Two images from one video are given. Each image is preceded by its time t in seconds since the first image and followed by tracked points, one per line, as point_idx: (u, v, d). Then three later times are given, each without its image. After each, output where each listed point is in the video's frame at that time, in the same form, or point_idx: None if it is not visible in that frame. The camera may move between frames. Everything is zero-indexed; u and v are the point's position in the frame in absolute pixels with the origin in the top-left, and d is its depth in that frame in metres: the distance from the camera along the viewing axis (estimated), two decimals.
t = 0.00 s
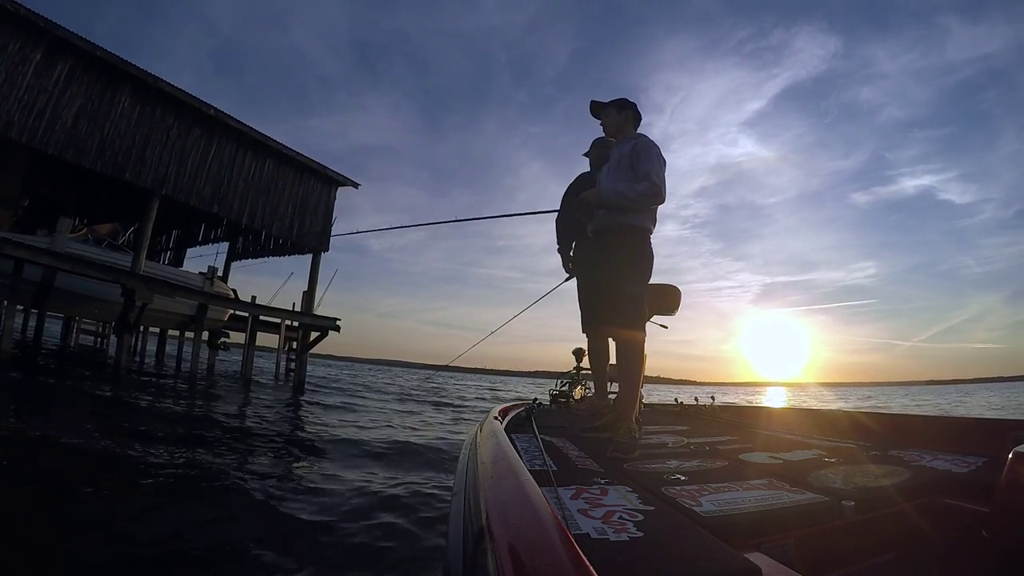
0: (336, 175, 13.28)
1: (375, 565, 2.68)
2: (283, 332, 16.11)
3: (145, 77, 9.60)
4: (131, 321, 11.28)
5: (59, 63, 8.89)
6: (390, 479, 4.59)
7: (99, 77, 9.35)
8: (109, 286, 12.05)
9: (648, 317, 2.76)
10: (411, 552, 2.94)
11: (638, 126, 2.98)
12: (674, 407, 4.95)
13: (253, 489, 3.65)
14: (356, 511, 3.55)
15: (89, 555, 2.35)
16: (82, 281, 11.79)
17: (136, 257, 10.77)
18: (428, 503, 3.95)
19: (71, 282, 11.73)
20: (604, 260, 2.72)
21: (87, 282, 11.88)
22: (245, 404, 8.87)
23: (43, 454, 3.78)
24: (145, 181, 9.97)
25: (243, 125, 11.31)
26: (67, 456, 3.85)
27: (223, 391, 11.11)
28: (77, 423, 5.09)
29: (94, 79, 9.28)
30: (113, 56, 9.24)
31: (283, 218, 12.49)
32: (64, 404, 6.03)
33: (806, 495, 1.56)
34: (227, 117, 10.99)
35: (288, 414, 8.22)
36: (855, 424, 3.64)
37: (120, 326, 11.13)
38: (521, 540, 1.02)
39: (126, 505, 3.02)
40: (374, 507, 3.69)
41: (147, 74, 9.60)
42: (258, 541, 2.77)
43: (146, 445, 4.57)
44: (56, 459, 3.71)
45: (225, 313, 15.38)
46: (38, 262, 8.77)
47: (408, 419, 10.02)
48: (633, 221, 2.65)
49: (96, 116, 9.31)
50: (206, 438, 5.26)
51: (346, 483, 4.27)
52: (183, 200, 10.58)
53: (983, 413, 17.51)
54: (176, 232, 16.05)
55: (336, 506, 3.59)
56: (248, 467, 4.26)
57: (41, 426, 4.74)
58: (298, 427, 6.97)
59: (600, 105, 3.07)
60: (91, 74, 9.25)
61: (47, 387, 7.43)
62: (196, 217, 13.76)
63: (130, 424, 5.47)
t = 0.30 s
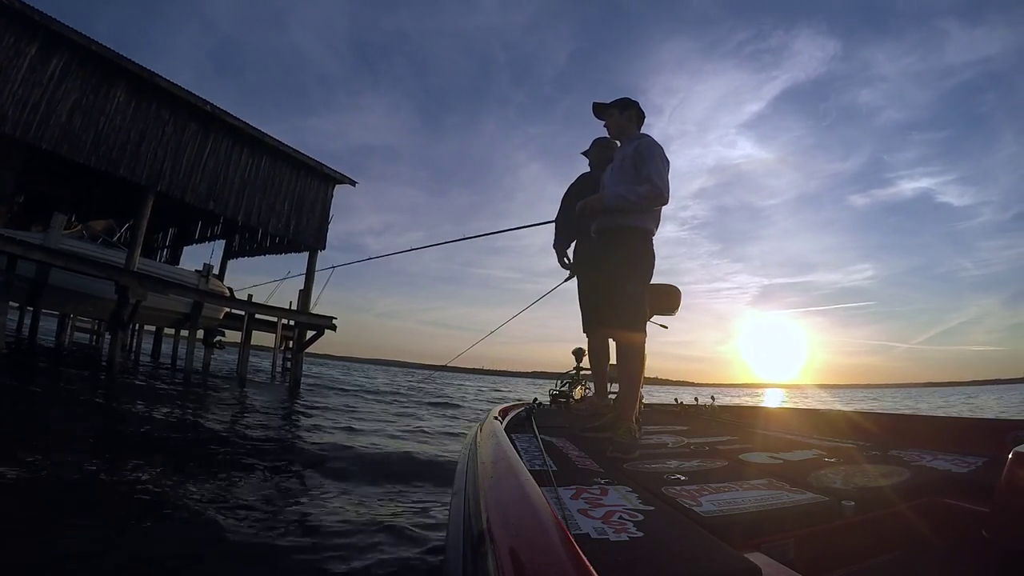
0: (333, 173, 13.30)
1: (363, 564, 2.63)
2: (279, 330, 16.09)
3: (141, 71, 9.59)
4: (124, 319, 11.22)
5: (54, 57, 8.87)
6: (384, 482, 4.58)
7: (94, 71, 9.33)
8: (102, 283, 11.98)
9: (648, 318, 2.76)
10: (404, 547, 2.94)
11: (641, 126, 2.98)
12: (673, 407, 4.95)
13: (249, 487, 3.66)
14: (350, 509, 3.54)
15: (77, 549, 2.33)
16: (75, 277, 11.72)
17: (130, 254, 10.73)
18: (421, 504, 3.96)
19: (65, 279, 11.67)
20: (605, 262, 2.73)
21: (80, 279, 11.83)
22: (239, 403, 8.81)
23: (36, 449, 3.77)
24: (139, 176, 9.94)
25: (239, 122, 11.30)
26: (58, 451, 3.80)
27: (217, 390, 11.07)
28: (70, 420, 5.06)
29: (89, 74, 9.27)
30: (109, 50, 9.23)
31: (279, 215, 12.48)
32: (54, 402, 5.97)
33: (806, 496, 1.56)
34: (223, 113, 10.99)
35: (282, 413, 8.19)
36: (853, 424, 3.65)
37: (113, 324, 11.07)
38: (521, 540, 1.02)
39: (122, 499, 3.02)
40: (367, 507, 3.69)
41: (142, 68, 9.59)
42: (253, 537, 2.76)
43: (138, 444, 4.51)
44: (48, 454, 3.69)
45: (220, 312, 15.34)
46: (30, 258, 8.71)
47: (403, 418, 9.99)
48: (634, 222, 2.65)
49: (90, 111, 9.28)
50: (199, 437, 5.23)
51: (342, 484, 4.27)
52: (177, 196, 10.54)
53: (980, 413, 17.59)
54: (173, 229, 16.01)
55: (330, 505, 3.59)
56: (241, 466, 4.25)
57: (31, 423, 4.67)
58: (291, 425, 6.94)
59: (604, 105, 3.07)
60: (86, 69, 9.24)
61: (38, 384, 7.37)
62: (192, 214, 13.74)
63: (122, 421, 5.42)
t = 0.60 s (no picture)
0: (330, 171, 13.31)
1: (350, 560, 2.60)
2: (275, 330, 16.06)
3: (135, 68, 9.58)
4: (117, 317, 11.17)
5: (47, 53, 8.86)
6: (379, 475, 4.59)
7: (87, 67, 9.32)
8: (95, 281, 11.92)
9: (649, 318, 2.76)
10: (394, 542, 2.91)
11: (642, 126, 2.98)
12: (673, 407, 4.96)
13: (241, 481, 3.66)
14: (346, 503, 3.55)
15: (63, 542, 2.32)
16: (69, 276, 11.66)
17: (123, 252, 10.69)
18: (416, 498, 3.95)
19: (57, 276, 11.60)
20: (607, 262, 2.73)
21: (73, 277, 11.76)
22: (233, 403, 8.76)
23: (25, 448, 3.75)
24: (134, 174, 9.92)
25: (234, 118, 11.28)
26: (48, 449, 3.77)
27: (212, 390, 11.04)
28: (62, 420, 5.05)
29: (83, 70, 9.25)
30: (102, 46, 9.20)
31: (275, 213, 12.46)
32: (45, 401, 5.94)
33: (806, 496, 1.57)
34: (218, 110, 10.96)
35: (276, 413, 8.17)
36: (851, 424, 3.66)
37: (106, 322, 11.02)
38: (522, 540, 1.02)
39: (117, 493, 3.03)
40: (363, 500, 3.70)
41: (136, 64, 9.57)
42: (245, 530, 2.77)
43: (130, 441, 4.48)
44: (38, 452, 3.68)
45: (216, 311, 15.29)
46: (22, 256, 8.68)
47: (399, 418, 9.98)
48: (637, 223, 2.66)
49: (84, 107, 9.27)
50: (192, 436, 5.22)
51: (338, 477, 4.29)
52: (173, 194, 10.52)
53: (979, 414, 17.65)
54: (170, 228, 15.99)
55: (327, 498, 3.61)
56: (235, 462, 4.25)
57: (24, 423, 4.64)
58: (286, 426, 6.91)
59: (604, 106, 3.07)
60: (80, 65, 9.22)
61: (28, 383, 7.31)
62: (188, 213, 13.71)
63: (115, 420, 5.38)
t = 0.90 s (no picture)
0: (326, 168, 13.31)
1: (335, 562, 2.56)
2: (272, 329, 16.04)
3: (129, 65, 9.54)
4: (111, 316, 11.14)
5: (40, 49, 8.82)
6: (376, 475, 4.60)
7: (80, 64, 9.27)
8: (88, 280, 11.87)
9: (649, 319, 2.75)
10: (383, 544, 2.90)
11: (643, 127, 2.98)
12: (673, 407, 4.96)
13: (235, 482, 3.65)
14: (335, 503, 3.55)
15: (46, 544, 2.31)
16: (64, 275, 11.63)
17: (117, 250, 10.66)
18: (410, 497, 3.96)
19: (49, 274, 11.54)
20: (608, 263, 2.72)
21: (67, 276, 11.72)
22: (228, 403, 8.75)
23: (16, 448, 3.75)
24: (128, 172, 9.90)
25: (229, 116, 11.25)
26: (40, 450, 3.75)
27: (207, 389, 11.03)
28: (55, 420, 5.02)
29: (76, 67, 9.21)
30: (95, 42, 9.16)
31: (271, 211, 12.46)
32: (38, 400, 5.92)
33: (806, 496, 1.57)
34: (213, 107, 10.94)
35: (272, 412, 8.17)
36: (850, 424, 3.66)
37: (100, 322, 10.99)
38: (520, 540, 1.02)
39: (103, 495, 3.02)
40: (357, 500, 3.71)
41: (130, 61, 9.53)
42: (239, 531, 2.77)
43: (123, 441, 4.46)
44: (28, 453, 3.67)
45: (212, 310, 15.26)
46: (14, 254, 8.65)
47: (397, 417, 9.97)
48: (637, 224, 2.65)
49: (77, 104, 9.24)
50: (187, 434, 5.22)
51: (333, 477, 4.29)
52: (167, 191, 10.50)
53: (976, 412, 17.71)
54: (166, 227, 15.96)
55: (318, 498, 3.60)
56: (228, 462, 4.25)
57: (17, 422, 4.62)
58: (282, 424, 6.93)
59: (604, 106, 3.06)
60: (73, 61, 9.18)
61: (18, 382, 7.28)
62: (184, 211, 13.68)
63: (108, 420, 5.36)
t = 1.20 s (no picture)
0: (322, 167, 13.31)
1: (333, 563, 2.56)
2: (267, 329, 16.00)
3: (123, 61, 9.51)
4: (104, 315, 11.09)
5: (34, 45, 8.78)
6: (375, 477, 4.61)
7: (73, 59, 9.24)
8: (81, 278, 11.81)
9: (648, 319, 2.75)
10: (383, 544, 2.90)
11: (643, 128, 2.98)
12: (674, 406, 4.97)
13: (229, 485, 3.62)
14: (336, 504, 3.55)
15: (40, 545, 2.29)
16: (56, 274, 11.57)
17: (110, 248, 10.62)
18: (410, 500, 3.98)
19: (41, 272, 11.48)
20: (608, 264, 2.72)
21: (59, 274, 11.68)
22: (222, 403, 8.72)
23: (10, 448, 3.71)
24: (121, 169, 9.87)
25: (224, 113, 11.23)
26: (31, 450, 3.73)
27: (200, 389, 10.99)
28: (48, 420, 4.99)
29: (69, 63, 9.18)
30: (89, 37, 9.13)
31: (266, 209, 12.44)
32: (28, 400, 5.89)
33: (806, 496, 1.57)
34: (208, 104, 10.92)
35: (268, 413, 8.14)
36: (850, 424, 3.67)
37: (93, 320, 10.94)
38: (520, 541, 1.02)
39: (107, 496, 3.01)
40: (356, 501, 3.72)
41: (124, 56, 9.50)
42: (230, 534, 2.73)
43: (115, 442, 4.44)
44: (22, 452, 3.64)
45: (205, 309, 15.22)
46: (6, 252, 8.59)
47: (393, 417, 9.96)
48: (638, 225, 2.65)
49: (70, 100, 9.20)
50: (181, 436, 5.20)
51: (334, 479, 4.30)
52: (161, 189, 10.46)
53: (973, 413, 17.78)
54: (161, 226, 15.92)
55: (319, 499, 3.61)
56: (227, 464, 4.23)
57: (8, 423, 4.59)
58: (279, 425, 6.91)
59: (604, 107, 3.07)
60: (66, 57, 9.14)
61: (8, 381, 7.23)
62: (179, 210, 13.65)
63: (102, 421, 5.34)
